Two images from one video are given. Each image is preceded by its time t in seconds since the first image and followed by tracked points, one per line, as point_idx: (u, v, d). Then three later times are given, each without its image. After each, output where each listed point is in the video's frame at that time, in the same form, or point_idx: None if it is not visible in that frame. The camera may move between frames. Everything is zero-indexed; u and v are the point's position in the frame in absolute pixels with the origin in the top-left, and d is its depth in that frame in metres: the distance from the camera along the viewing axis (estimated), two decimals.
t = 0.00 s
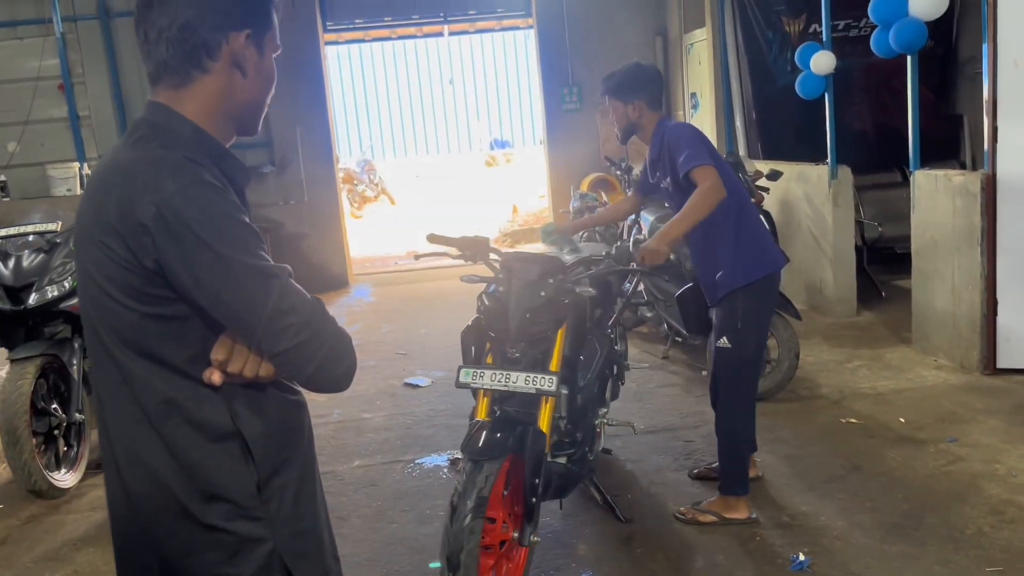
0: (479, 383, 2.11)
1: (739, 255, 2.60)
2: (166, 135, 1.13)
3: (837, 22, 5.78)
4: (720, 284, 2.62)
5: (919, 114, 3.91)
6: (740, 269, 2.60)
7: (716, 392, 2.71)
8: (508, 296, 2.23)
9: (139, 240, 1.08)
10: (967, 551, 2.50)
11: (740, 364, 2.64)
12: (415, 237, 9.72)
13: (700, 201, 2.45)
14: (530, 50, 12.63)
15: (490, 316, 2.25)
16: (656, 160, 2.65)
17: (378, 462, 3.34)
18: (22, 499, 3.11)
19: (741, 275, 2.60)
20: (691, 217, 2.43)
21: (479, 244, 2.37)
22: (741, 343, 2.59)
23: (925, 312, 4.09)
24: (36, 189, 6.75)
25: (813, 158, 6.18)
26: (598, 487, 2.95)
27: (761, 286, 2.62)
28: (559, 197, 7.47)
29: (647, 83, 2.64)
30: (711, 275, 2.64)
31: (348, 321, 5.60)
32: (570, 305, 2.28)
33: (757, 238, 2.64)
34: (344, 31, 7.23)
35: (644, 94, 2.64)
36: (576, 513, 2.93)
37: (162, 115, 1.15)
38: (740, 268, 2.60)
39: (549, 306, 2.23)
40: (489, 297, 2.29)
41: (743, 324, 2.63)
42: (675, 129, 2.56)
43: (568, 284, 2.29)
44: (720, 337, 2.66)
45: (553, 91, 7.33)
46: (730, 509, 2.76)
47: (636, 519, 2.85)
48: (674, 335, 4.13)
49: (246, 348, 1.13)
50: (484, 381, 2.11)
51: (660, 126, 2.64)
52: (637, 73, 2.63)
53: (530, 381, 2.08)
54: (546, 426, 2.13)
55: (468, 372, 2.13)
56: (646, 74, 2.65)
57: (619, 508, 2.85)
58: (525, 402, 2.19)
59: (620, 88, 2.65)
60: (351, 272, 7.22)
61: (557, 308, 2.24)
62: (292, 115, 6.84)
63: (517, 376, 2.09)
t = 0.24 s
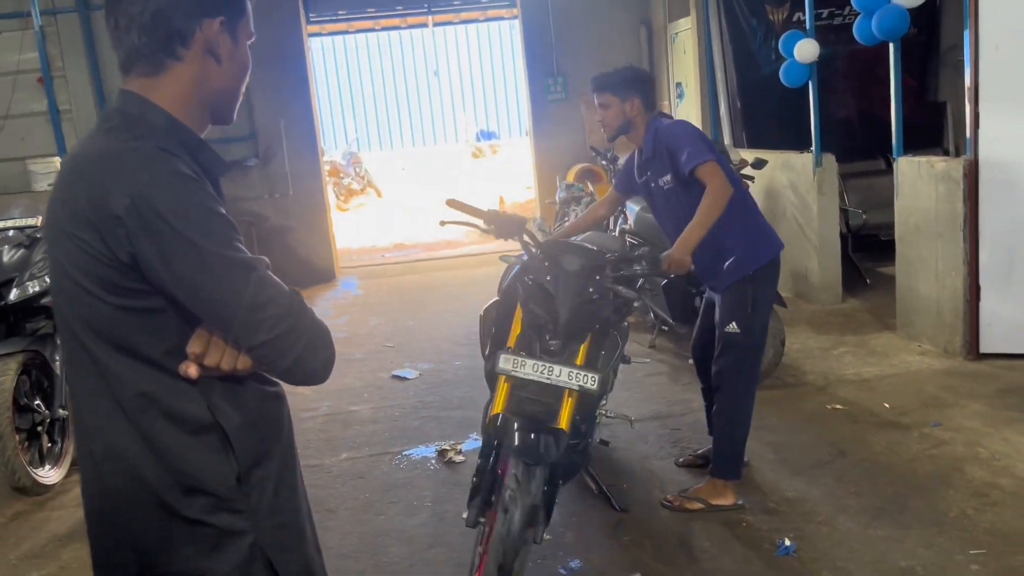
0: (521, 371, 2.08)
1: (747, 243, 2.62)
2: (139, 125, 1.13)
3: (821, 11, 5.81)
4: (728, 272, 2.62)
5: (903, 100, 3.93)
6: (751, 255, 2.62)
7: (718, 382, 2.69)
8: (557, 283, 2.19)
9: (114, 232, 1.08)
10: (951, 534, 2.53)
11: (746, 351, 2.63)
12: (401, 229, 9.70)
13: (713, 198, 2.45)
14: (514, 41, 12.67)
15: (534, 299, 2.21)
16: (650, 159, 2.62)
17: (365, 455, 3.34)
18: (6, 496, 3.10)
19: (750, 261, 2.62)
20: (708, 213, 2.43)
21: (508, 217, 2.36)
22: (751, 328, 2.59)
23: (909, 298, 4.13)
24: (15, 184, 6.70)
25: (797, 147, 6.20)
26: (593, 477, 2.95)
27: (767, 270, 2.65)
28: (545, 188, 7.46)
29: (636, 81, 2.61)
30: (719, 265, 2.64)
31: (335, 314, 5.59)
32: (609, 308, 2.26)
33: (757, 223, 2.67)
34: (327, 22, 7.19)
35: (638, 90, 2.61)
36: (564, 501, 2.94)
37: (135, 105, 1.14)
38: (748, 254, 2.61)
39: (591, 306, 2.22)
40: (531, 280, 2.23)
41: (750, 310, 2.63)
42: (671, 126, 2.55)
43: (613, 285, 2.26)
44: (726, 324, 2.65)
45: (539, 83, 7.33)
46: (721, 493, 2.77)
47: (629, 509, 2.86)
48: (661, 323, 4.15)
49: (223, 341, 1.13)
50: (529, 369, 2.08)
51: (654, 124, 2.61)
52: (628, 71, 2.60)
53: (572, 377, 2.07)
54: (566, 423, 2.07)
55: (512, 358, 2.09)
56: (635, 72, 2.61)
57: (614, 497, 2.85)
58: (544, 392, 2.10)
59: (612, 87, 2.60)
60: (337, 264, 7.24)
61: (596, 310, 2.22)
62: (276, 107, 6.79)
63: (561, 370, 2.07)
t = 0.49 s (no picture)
0: (509, 361, 2.09)
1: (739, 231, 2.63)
2: (85, 105, 1.10)
3: None
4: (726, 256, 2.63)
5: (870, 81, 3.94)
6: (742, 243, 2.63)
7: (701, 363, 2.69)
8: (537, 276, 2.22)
9: (57, 217, 1.06)
10: (916, 509, 2.57)
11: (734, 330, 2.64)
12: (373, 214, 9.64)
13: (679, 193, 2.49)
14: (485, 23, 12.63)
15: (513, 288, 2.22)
16: (641, 154, 2.66)
17: (335, 441, 3.33)
18: None
19: (743, 250, 2.62)
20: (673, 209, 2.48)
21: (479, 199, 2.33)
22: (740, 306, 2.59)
23: (876, 277, 4.19)
24: None
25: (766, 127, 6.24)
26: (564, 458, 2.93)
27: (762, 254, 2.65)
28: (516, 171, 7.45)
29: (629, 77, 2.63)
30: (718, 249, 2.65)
31: (305, 299, 5.55)
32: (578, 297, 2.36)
33: (753, 211, 2.68)
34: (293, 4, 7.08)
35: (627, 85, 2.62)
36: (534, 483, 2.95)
37: (81, 83, 1.11)
38: (741, 243, 2.63)
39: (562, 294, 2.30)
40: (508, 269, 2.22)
41: (744, 291, 2.62)
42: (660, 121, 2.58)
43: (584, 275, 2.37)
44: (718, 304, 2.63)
45: (508, 65, 7.29)
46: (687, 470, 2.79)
47: (600, 490, 2.87)
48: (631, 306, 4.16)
49: (175, 327, 1.12)
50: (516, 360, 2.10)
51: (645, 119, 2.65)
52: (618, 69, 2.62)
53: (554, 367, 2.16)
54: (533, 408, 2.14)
55: (499, 347, 2.09)
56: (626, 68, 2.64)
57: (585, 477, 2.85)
58: (509, 376, 2.18)
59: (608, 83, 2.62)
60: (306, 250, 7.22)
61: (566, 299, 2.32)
62: (241, 89, 6.69)
63: (543, 360, 2.13)
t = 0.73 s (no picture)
0: (499, 347, 2.08)
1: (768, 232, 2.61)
2: (55, 86, 1.09)
3: None
4: (761, 251, 2.60)
5: (852, 65, 3.95)
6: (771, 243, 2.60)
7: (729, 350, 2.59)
8: (529, 260, 2.23)
9: (26, 200, 1.04)
10: (900, 489, 2.60)
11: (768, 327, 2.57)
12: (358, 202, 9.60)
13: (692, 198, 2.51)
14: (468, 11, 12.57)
15: (504, 271, 2.24)
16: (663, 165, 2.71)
17: (322, 429, 3.33)
18: None
19: (773, 248, 2.59)
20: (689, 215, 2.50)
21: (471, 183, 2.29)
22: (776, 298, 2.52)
23: (860, 260, 4.21)
24: None
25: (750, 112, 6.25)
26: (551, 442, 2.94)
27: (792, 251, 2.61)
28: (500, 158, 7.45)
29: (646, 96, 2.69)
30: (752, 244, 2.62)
31: (290, 288, 5.54)
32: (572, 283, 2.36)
33: (781, 211, 2.66)
34: None
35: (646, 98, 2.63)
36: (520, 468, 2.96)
37: (50, 64, 1.10)
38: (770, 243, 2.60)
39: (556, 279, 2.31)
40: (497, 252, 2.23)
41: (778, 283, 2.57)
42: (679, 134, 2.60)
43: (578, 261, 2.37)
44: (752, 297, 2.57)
45: (492, 51, 7.27)
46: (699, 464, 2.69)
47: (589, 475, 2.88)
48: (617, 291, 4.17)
49: (150, 314, 1.12)
50: (506, 346, 2.08)
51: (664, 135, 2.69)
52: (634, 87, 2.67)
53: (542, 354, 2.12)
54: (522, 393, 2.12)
55: (490, 334, 2.08)
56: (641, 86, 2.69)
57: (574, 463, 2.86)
58: (500, 360, 2.18)
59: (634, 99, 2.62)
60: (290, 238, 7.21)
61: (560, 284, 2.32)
62: (223, 77, 6.64)
63: (534, 347, 2.11)
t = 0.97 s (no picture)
0: (486, 337, 2.12)
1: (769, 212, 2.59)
2: (30, 71, 1.07)
3: None
4: (763, 231, 2.59)
5: (842, 49, 3.93)
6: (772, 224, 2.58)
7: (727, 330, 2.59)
8: (524, 249, 2.25)
9: None
10: (891, 471, 2.60)
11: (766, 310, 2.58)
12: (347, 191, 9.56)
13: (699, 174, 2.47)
14: None
15: (500, 257, 2.25)
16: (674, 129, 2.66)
17: (312, 418, 3.32)
18: None
19: (775, 229, 2.58)
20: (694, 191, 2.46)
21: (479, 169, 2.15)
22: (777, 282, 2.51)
23: (850, 244, 4.22)
24: None
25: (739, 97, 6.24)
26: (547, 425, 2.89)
27: (791, 234, 2.60)
28: (490, 144, 7.43)
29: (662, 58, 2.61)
30: (755, 224, 2.60)
31: (280, 278, 5.52)
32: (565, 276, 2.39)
33: (784, 192, 2.64)
34: None
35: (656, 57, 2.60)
36: (511, 455, 2.95)
37: (27, 48, 1.09)
38: (772, 224, 2.58)
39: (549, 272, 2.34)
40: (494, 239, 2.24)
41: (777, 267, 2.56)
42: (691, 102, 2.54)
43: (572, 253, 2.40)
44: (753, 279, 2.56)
45: (480, 37, 7.23)
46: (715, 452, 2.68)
47: (582, 461, 2.87)
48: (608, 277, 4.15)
49: (130, 301, 1.12)
50: (492, 336, 2.13)
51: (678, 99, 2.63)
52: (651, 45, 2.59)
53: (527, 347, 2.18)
54: (504, 386, 2.16)
55: (478, 322, 2.13)
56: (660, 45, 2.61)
57: (568, 447, 2.85)
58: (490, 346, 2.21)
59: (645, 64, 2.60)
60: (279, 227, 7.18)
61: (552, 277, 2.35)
62: (209, 64, 6.59)
63: (521, 339, 2.16)
